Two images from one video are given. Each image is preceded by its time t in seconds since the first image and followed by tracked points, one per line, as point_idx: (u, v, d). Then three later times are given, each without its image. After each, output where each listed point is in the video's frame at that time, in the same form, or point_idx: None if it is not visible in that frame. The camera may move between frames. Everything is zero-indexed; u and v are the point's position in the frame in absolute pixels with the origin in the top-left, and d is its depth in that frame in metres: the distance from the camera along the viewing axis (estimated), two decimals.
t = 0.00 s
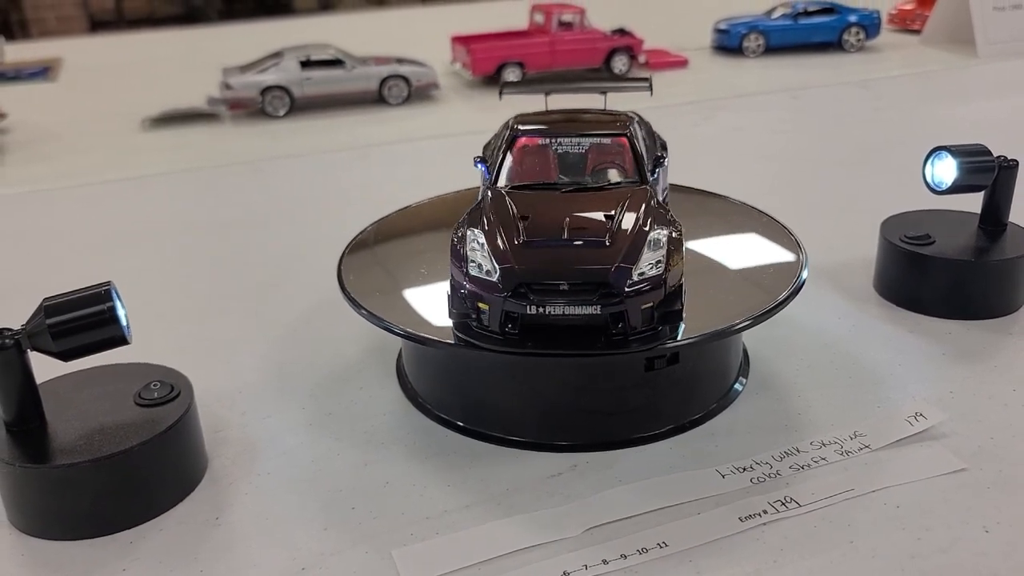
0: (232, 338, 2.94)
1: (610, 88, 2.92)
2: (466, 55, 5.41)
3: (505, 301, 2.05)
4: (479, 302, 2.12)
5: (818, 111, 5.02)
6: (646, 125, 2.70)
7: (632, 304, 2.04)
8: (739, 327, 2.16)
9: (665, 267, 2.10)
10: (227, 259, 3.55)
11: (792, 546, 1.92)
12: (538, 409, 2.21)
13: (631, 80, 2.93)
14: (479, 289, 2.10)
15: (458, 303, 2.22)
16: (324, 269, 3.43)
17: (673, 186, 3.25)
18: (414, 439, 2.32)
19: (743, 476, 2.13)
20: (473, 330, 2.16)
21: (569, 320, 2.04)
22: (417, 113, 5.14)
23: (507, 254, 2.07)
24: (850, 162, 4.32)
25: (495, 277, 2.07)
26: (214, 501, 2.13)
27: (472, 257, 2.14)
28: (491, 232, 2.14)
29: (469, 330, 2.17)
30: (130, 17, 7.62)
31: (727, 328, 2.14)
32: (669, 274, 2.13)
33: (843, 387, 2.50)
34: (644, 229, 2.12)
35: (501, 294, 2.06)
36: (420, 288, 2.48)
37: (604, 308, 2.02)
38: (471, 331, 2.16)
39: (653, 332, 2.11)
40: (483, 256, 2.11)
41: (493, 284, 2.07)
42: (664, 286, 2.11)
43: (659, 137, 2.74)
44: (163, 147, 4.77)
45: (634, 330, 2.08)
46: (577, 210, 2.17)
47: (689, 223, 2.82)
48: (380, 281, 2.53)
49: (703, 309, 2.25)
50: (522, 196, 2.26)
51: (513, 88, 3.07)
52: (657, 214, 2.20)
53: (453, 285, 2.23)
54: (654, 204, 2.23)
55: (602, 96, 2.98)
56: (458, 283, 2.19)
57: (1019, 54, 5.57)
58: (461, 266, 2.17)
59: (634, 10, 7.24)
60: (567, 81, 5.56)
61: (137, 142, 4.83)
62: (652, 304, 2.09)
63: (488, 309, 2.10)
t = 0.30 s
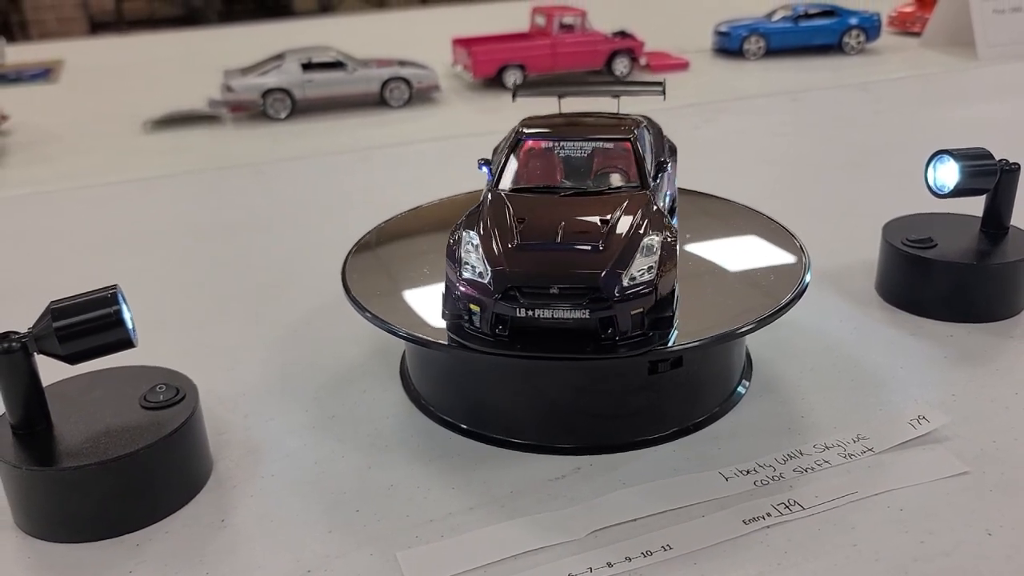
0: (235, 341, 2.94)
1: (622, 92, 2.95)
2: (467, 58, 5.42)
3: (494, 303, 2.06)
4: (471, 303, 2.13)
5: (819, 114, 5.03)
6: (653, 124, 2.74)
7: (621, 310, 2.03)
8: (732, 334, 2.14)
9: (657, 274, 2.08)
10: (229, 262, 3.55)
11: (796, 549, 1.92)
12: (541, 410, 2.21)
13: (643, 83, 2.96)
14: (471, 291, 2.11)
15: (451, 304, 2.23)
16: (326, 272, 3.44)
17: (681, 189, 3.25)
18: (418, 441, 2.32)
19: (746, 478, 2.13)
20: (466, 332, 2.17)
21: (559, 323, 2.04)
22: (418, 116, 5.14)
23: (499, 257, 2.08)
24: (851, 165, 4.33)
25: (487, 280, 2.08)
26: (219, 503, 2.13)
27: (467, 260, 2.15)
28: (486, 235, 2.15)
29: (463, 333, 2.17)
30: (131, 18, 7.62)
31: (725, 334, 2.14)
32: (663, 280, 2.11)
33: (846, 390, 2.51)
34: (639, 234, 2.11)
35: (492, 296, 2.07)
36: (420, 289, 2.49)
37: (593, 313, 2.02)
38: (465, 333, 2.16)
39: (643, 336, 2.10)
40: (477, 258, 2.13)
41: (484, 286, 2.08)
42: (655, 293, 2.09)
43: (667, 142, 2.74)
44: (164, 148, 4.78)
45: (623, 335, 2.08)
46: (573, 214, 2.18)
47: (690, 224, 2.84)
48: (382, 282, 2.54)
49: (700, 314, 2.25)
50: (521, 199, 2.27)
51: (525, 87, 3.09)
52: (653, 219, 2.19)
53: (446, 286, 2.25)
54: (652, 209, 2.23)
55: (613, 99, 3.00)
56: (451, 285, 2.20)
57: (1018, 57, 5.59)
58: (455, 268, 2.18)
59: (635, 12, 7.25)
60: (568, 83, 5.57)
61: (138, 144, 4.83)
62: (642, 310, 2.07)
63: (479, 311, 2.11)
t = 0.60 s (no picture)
0: (233, 343, 2.94)
1: (630, 94, 2.94)
2: (465, 59, 5.42)
3: (475, 304, 2.07)
4: (455, 304, 2.14)
5: (817, 115, 5.03)
6: (653, 128, 2.74)
7: (601, 314, 2.02)
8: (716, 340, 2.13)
9: (639, 279, 2.08)
10: (227, 264, 3.55)
11: (792, 552, 1.92)
12: (534, 413, 2.21)
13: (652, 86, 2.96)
14: (454, 291, 2.12)
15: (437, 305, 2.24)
16: (324, 275, 3.44)
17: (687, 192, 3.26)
18: (415, 444, 2.32)
19: (742, 481, 2.13)
20: (450, 334, 2.17)
21: (538, 326, 2.04)
22: (416, 117, 5.14)
23: (483, 258, 2.09)
24: (849, 167, 4.33)
25: (469, 281, 2.09)
26: (216, 506, 2.13)
27: (454, 262, 2.16)
28: (472, 237, 2.16)
29: (447, 334, 2.17)
30: (129, 20, 7.62)
31: (711, 338, 2.13)
32: (647, 286, 2.10)
33: (842, 392, 2.51)
34: (624, 239, 2.12)
35: (474, 296, 2.07)
36: (417, 291, 2.49)
37: (571, 315, 2.00)
38: (448, 335, 2.16)
39: (624, 341, 2.08)
40: (462, 260, 2.14)
41: (466, 288, 2.09)
42: (637, 299, 2.08)
43: (669, 145, 2.74)
44: (162, 150, 4.78)
45: (603, 339, 2.06)
46: (560, 217, 2.18)
47: (689, 226, 2.85)
48: (380, 283, 2.55)
49: (687, 318, 2.25)
50: (512, 201, 2.28)
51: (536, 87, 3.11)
52: (640, 224, 2.19)
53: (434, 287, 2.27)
54: (641, 214, 2.23)
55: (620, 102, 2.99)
56: (436, 287, 2.21)
57: (1016, 58, 5.60)
58: (441, 269, 2.19)
59: (632, 13, 7.25)
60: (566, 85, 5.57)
61: (136, 146, 4.83)
62: (624, 314, 2.06)
63: (460, 312, 2.12)
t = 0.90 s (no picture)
0: (232, 342, 2.93)
1: (639, 93, 2.92)
2: (463, 59, 5.41)
3: (461, 299, 2.07)
4: (441, 300, 2.14)
5: (816, 115, 5.03)
6: (659, 126, 2.72)
7: (585, 312, 2.01)
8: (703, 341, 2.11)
9: (625, 278, 2.06)
10: (226, 263, 3.54)
11: (792, 549, 1.92)
12: (530, 410, 2.21)
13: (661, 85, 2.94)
14: (442, 287, 2.13)
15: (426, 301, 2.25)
16: (323, 274, 3.43)
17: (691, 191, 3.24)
18: (413, 442, 2.32)
19: (742, 478, 2.13)
20: (439, 329, 2.17)
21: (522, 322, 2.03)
22: (415, 117, 5.14)
23: (470, 254, 2.09)
24: (848, 166, 4.33)
25: (456, 278, 2.10)
26: (215, 504, 2.13)
27: (444, 258, 2.17)
28: (462, 234, 2.17)
29: (436, 330, 2.17)
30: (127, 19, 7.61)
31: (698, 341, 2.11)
32: (635, 285, 2.08)
33: (842, 390, 2.51)
34: (613, 238, 2.10)
35: (460, 292, 2.07)
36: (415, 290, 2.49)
37: (555, 313, 2.00)
38: (436, 331, 2.17)
39: (609, 340, 2.06)
40: (451, 256, 2.15)
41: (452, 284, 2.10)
42: (622, 298, 2.05)
43: (674, 144, 2.72)
44: (161, 150, 4.77)
45: (588, 337, 2.05)
46: (552, 215, 2.17)
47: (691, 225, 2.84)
48: (379, 281, 2.54)
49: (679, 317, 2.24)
50: (507, 198, 2.28)
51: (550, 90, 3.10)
52: (630, 222, 2.17)
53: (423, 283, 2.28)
54: (634, 214, 2.21)
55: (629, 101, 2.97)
56: (426, 283, 2.21)
57: (1014, 57, 5.59)
58: (430, 265, 2.20)
59: (631, 13, 7.25)
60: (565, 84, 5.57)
61: (135, 145, 4.83)
62: (609, 313, 2.04)
63: (447, 307, 2.13)
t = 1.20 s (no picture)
0: (230, 342, 2.93)
1: (649, 93, 2.92)
2: (462, 58, 5.41)
3: (447, 296, 2.07)
4: (429, 296, 2.15)
5: (816, 115, 5.03)
6: (664, 124, 2.72)
7: (568, 312, 2.00)
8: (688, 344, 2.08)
9: (610, 279, 2.04)
10: (225, 263, 3.53)
11: (792, 549, 1.92)
12: (529, 409, 2.20)
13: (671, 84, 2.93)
14: (430, 284, 2.13)
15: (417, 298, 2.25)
16: (322, 273, 3.42)
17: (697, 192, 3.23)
18: (412, 442, 2.31)
19: (741, 478, 2.12)
20: (427, 325, 2.18)
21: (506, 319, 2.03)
22: (414, 117, 5.13)
23: (458, 252, 2.09)
24: (848, 166, 4.32)
25: (443, 274, 2.10)
26: (213, 504, 2.12)
27: (433, 256, 2.18)
28: (452, 232, 2.17)
29: (424, 327, 2.17)
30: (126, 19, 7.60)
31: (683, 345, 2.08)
32: (621, 286, 2.06)
33: (842, 390, 2.50)
34: (602, 238, 2.09)
35: (445, 289, 2.07)
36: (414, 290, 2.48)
37: (538, 311, 1.99)
38: (423, 328, 2.16)
39: (593, 341, 2.05)
40: (439, 253, 2.16)
41: (439, 280, 2.10)
42: (606, 298, 2.04)
43: (681, 144, 2.72)
44: (160, 150, 4.76)
45: (573, 337, 2.04)
46: (544, 214, 2.16)
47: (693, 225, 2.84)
48: (379, 281, 2.54)
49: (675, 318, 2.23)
50: (502, 196, 2.28)
51: (556, 85, 3.10)
52: (620, 222, 2.16)
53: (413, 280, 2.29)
54: (625, 214, 2.19)
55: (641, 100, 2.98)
56: (415, 280, 2.21)
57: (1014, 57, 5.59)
58: (420, 261, 2.20)
59: (630, 12, 7.24)
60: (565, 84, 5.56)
61: (133, 145, 4.82)
62: (593, 313, 2.03)
63: (434, 303, 2.13)
